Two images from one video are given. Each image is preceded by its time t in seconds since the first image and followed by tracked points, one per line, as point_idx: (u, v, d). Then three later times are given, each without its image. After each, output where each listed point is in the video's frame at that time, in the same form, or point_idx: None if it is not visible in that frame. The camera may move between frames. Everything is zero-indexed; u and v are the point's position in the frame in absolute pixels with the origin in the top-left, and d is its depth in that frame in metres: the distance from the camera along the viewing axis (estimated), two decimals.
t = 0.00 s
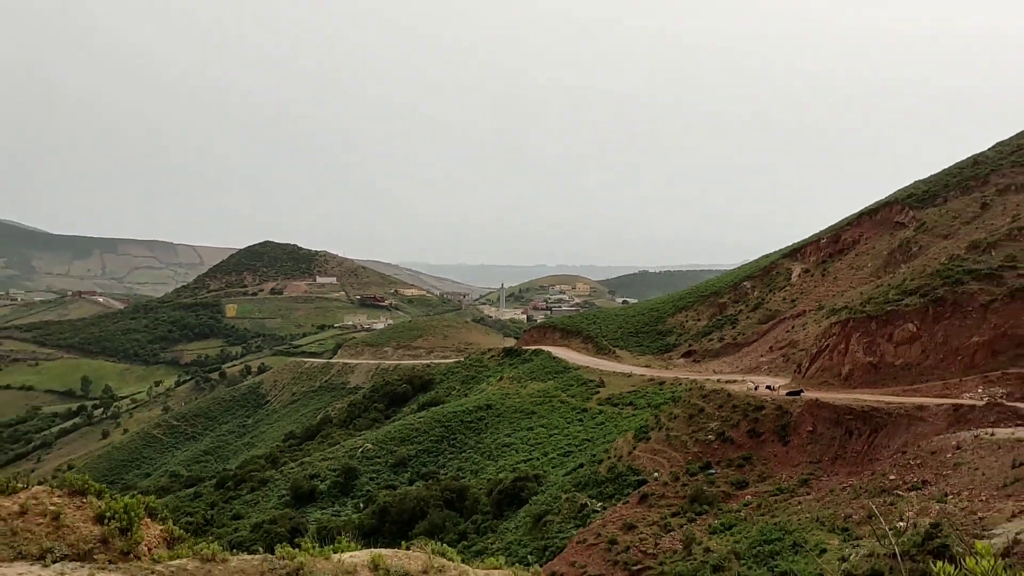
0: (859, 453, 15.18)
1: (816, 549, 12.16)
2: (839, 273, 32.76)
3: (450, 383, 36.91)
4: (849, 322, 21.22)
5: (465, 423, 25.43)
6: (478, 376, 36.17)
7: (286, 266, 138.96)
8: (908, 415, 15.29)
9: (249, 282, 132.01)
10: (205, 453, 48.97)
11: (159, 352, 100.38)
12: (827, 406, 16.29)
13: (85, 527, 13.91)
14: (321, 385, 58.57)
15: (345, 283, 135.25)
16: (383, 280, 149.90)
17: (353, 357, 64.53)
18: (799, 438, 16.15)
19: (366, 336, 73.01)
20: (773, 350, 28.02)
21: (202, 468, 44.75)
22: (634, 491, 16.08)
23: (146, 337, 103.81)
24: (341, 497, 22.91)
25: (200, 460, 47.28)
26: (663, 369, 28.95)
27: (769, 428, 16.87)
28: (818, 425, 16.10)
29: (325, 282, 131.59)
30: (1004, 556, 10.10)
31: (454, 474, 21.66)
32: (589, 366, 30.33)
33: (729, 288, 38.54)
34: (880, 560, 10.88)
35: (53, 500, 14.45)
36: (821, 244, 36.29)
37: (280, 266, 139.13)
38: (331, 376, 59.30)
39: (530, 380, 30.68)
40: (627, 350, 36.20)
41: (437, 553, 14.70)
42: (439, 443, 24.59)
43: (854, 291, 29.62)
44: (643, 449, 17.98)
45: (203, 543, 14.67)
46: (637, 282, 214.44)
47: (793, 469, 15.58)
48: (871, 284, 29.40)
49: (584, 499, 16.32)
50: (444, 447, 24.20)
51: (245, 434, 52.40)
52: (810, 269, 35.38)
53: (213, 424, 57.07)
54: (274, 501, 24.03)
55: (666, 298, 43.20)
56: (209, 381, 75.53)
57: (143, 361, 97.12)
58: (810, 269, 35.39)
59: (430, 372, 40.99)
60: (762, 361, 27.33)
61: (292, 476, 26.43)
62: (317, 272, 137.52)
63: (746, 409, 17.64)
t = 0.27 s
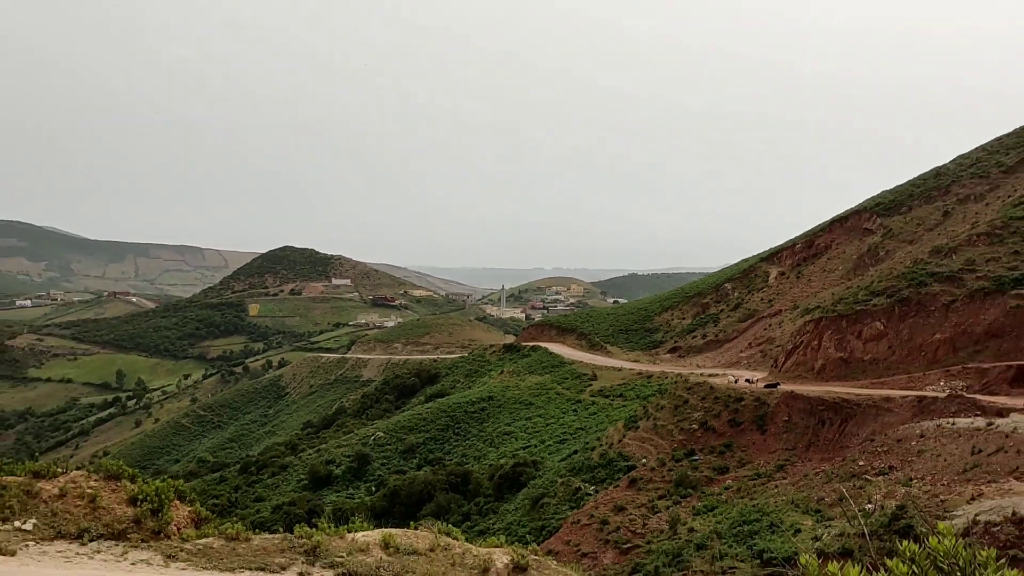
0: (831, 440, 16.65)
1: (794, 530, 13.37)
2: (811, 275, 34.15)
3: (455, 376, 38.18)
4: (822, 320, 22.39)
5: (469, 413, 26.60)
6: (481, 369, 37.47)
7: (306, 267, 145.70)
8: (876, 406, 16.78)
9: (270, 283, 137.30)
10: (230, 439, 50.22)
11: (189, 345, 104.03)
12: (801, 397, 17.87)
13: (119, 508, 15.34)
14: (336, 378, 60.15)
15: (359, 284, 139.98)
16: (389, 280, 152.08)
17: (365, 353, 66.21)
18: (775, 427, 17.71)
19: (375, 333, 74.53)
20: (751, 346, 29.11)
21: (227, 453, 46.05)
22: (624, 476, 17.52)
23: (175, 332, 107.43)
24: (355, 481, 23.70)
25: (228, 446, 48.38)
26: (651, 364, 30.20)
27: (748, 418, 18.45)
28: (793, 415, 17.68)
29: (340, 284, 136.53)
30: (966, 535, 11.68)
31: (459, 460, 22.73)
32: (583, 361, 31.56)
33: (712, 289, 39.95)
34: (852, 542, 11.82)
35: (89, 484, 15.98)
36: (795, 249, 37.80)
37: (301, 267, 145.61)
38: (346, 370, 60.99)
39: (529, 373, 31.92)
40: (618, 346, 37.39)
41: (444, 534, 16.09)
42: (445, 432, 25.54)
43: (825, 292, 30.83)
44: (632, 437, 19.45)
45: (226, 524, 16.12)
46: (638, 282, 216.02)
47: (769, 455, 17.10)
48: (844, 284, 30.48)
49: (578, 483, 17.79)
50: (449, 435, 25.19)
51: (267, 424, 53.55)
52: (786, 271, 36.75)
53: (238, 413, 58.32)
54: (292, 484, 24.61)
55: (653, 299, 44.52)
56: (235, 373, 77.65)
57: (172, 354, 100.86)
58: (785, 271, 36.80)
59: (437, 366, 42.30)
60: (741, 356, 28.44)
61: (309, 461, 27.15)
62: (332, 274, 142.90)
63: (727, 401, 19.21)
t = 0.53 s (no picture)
0: (805, 429, 18.19)
1: (770, 511, 14.65)
2: (787, 278, 36.16)
3: (459, 370, 39.58)
4: (796, 320, 23.89)
5: (473, 403, 27.93)
6: (484, 363, 38.89)
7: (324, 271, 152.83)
8: (846, 398, 18.38)
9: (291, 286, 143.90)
10: (254, 428, 51.89)
11: (216, 344, 109.52)
12: (777, 390, 19.55)
13: (151, 491, 16.73)
14: (351, 372, 61.92)
15: (372, 286, 144.97)
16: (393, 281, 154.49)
17: (377, 348, 68.23)
18: (754, 417, 19.34)
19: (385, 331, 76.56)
20: (731, 343, 30.48)
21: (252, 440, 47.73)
22: (614, 462, 18.96)
23: (205, 331, 113.18)
24: (367, 467, 24.94)
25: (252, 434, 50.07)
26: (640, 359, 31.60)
27: (729, 409, 20.11)
28: (769, 406, 19.33)
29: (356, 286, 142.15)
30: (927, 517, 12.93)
31: (463, 447, 24.06)
32: (577, 356, 32.95)
33: (695, 291, 41.69)
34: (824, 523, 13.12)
35: (124, 469, 17.45)
36: (771, 254, 39.98)
37: (318, 271, 152.34)
38: (360, 364, 62.77)
39: (529, 366, 33.28)
40: (610, 343, 38.78)
41: (449, 515, 17.45)
42: (451, 421, 26.86)
43: (799, 293, 32.58)
44: (622, 427, 21.00)
45: (249, 507, 17.52)
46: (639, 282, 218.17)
47: (748, 442, 18.67)
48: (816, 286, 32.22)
49: (573, 468, 19.24)
50: (454, 424, 26.52)
51: (287, 414, 55.14)
52: (764, 274, 39.00)
53: (261, 404, 60.16)
54: (310, 470, 25.87)
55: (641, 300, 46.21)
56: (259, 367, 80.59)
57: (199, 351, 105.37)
58: (764, 274, 39.00)
59: (443, 361, 43.75)
60: (722, 352, 29.77)
61: (327, 448, 28.51)
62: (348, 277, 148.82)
63: (710, 393, 21.00)
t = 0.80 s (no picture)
0: (779, 417, 19.98)
1: (749, 493, 16.01)
2: (764, 280, 38.20)
3: (464, 363, 41.12)
4: (773, 318, 25.98)
5: (476, 394, 29.44)
6: (487, 358, 40.43)
7: (336, 272, 156.09)
8: (818, 390, 20.16)
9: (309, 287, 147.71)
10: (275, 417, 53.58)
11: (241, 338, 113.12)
12: (756, 382, 21.33)
13: (181, 475, 18.25)
14: (365, 365, 63.59)
15: (384, 287, 148.17)
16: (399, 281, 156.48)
17: (388, 343, 70.12)
18: (734, 407, 21.06)
19: (397, 329, 78.48)
20: (713, 339, 32.11)
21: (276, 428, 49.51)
22: (605, 449, 20.45)
23: (230, 329, 117.11)
24: (379, 452, 26.43)
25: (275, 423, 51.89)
26: (629, 355, 33.18)
27: (711, 400, 21.80)
28: (748, 398, 21.10)
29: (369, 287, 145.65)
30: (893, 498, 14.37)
31: (467, 435, 25.55)
32: (571, 352, 34.51)
33: (680, 292, 43.49)
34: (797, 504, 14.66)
35: (155, 455, 18.98)
36: (749, 258, 42.15)
37: (333, 273, 155.47)
38: (373, 358, 64.55)
39: (528, 360, 34.80)
40: (602, 339, 40.30)
41: (454, 497, 18.98)
42: (456, 411, 28.35)
43: (777, 293, 34.50)
44: (613, 417, 22.55)
45: (270, 490, 19.00)
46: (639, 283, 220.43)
47: (729, 431, 20.29)
48: (790, 288, 34.15)
49: (568, 455, 20.68)
50: (459, 414, 27.99)
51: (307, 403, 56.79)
52: (743, 276, 40.90)
53: (282, 394, 61.92)
54: (326, 456, 27.45)
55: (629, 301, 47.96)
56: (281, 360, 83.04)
57: (224, 346, 108.89)
58: (742, 276, 41.02)
59: (449, 355, 45.27)
60: (705, 347, 31.37)
61: (343, 435, 30.02)
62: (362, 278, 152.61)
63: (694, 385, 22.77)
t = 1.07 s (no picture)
0: (755, 406, 21.81)
1: (726, 476, 17.60)
2: (741, 282, 40.19)
3: (467, 357, 42.83)
4: (750, 316, 27.87)
5: (478, 386, 31.16)
6: (489, 352, 42.15)
7: (345, 275, 158.73)
8: (792, 381, 21.96)
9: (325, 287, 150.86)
10: (298, 406, 55.37)
11: (268, 335, 116.30)
12: (735, 375, 23.09)
13: (208, 460, 19.95)
14: (376, 358, 65.45)
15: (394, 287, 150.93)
16: (404, 281, 158.59)
17: (397, 339, 72.13)
18: (714, 398, 22.84)
19: (408, 326, 80.45)
20: (694, 335, 33.87)
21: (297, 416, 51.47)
22: (596, 435, 22.12)
23: (254, 326, 120.35)
24: (390, 438, 28.16)
25: (295, 411, 53.74)
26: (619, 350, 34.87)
27: (693, 391, 23.61)
28: (726, 389, 22.90)
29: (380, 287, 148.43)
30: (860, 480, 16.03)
31: (470, 422, 27.26)
32: (565, 347, 36.24)
33: (666, 293, 45.35)
34: (771, 487, 16.27)
35: (184, 442, 20.70)
36: (728, 262, 44.18)
37: (343, 275, 158.41)
38: (383, 352, 66.47)
39: (526, 355, 36.50)
40: (594, 335, 42.04)
41: (458, 480, 20.67)
42: (460, 400, 30.07)
43: (754, 293, 36.43)
44: (603, 406, 24.25)
45: (289, 474, 20.67)
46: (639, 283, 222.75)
47: (709, 419, 22.09)
48: (766, 288, 36.20)
49: (562, 441, 22.34)
50: (462, 403, 29.71)
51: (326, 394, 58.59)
52: (722, 278, 42.89)
53: (301, 386, 63.98)
54: (341, 442, 29.24)
55: (616, 302, 49.76)
56: (303, 353, 85.38)
57: (248, 342, 111.90)
58: (720, 278, 42.99)
59: (453, 350, 46.96)
60: (687, 343, 33.11)
61: (357, 423, 31.68)
62: (372, 279, 155.45)
63: (677, 377, 24.55)
